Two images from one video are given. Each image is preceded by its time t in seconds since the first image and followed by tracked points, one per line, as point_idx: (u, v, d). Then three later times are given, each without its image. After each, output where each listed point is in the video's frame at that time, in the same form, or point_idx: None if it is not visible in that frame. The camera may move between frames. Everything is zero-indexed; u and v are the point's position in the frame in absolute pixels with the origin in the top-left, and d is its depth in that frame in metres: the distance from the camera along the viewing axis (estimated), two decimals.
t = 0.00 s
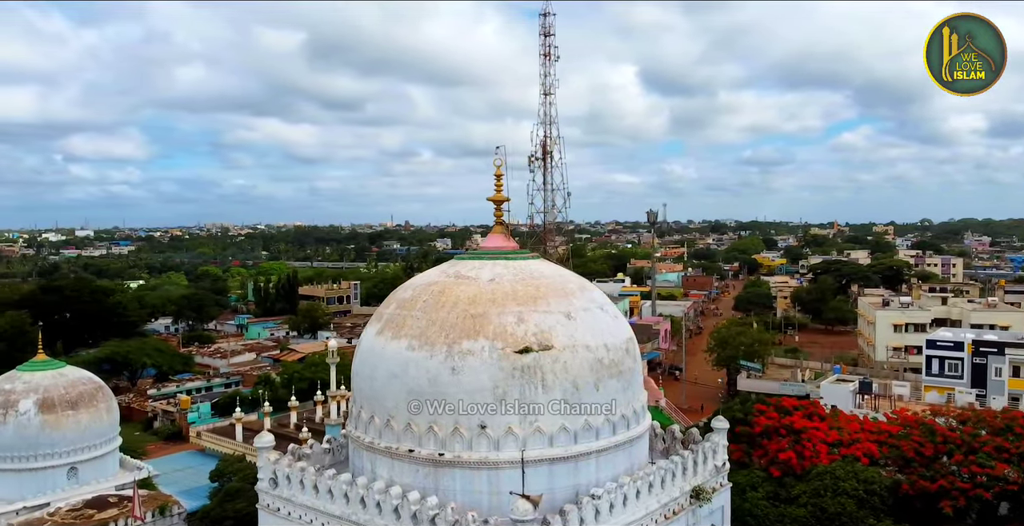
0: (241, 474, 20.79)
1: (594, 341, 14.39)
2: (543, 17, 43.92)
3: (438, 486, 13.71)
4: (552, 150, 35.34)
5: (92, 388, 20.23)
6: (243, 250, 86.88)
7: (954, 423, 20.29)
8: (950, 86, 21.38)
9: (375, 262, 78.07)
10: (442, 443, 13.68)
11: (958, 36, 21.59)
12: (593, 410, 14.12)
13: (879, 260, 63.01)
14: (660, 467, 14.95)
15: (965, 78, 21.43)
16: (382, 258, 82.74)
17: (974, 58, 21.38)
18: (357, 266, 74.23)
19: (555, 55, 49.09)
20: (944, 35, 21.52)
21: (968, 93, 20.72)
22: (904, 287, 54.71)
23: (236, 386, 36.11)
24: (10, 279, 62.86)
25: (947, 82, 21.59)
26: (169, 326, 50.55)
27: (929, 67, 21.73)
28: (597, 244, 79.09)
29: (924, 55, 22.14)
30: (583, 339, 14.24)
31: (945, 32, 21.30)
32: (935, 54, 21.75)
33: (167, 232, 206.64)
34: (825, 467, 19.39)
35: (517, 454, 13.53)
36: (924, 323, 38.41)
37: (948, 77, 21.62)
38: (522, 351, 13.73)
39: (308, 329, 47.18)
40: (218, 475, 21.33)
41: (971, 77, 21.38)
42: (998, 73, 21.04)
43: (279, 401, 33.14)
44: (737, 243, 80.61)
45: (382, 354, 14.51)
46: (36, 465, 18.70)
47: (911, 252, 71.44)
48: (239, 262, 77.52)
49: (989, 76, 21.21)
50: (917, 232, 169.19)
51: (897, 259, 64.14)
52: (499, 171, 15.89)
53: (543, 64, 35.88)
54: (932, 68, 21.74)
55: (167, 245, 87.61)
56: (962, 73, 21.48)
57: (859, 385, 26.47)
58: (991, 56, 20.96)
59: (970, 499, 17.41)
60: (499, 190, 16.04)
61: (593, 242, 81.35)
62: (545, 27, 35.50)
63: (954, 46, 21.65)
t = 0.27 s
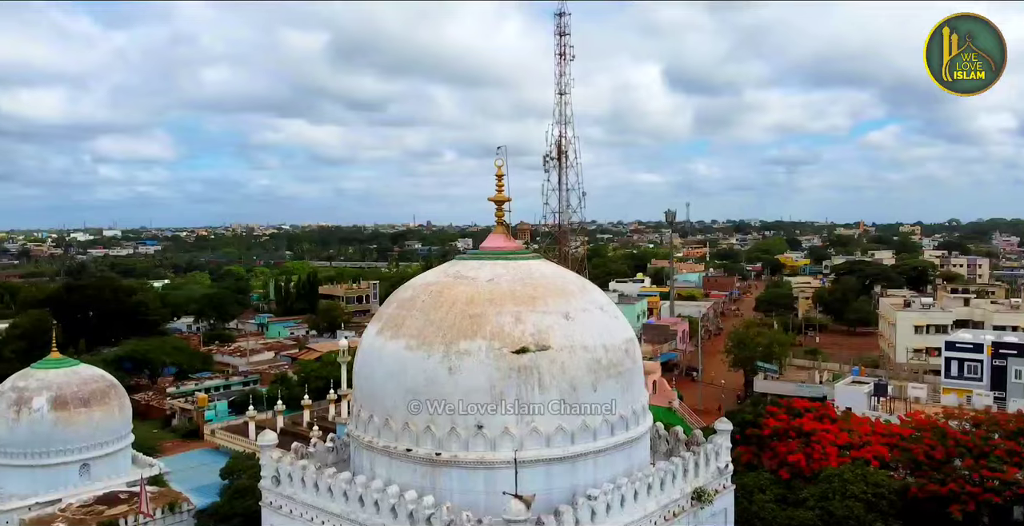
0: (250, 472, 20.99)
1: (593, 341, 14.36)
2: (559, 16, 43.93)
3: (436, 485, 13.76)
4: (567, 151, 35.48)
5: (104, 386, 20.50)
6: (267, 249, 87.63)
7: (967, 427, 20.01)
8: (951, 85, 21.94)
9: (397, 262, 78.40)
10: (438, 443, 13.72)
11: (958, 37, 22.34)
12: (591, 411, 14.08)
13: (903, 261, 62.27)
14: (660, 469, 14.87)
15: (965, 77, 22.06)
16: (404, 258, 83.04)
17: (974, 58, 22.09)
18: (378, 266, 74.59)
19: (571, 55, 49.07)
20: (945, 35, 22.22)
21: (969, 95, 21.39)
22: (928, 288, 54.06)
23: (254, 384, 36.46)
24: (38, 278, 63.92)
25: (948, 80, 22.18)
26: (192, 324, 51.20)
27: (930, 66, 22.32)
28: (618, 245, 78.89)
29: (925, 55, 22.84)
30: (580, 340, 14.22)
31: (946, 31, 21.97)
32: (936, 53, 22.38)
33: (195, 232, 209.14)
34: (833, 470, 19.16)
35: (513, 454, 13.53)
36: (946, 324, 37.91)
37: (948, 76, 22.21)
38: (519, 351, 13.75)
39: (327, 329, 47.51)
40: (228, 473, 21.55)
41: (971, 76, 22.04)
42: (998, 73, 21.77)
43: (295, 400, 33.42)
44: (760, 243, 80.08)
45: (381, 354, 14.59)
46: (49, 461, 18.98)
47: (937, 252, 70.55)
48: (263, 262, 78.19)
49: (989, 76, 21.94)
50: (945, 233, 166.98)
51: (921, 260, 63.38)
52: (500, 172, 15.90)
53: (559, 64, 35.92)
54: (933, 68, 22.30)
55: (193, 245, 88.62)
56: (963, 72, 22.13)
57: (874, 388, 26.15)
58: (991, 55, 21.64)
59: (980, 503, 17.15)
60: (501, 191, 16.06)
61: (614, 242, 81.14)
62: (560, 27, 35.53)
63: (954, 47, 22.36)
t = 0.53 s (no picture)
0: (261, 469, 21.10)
1: (591, 342, 14.32)
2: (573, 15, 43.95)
3: (433, 485, 13.80)
4: (582, 150, 35.62)
5: (118, 384, 20.76)
6: (292, 249, 88.32)
7: (980, 431, 19.73)
8: (951, 87, 21.51)
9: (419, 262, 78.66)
10: (436, 442, 13.77)
11: (958, 35, 21.64)
12: (589, 412, 14.04)
13: (929, 261, 61.44)
14: (660, 470, 14.79)
15: (965, 78, 21.58)
16: (427, 258, 83.29)
17: (974, 58, 21.56)
18: (400, 266, 74.91)
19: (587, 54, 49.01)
20: (945, 35, 21.48)
21: (972, 94, 20.94)
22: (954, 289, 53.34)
23: (273, 383, 36.79)
24: (66, 277, 64.93)
25: (947, 81, 21.68)
26: (213, 323, 51.81)
27: (930, 67, 21.74)
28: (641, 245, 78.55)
29: (924, 53, 22.14)
30: (579, 340, 14.18)
31: (946, 32, 21.28)
32: (935, 54, 21.76)
33: (223, 232, 211.46)
34: (842, 473, 18.94)
35: (510, 454, 13.53)
36: (969, 326, 37.40)
37: (948, 77, 21.72)
38: (516, 351, 13.74)
39: (347, 328, 47.80)
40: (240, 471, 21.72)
41: (971, 77, 21.54)
42: (998, 73, 21.32)
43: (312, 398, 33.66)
44: (785, 243, 79.46)
45: (381, 353, 14.66)
46: (61, 458, 19.30)
47: (964, 252, 69.53)
48: (288, 262, 78.79)
49: (989, 76, 21.46)
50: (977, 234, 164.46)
51: (948, 260, 62.52)
52: (501, 172, 15.93)
53: (575, 63, 35.94)
54: (932, 69, 21.75)
55: (219, 245, 89.56)
56: (963, 73, 21.62)
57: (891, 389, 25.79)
58: (992, 56, 21.17)
59: (990, 508, 16.88)
60: (502, 191, 16.10)
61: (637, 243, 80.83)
62: (576, 26, 35.50)
63: (954, 46, 21.70)
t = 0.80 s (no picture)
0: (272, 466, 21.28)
1: (589, 342, 14.28)
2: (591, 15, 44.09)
3: (430, 484, 13.85)
4: (600, 149, 35.80)
5: (132, 382, 21.08)
6: (318, 249, 89.01)
7: (995, 436, 19.41)
8: (951, 87, 21.32)
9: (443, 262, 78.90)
10: (433, 442, 13.82)
11: (958, 35, 21.44)
12: (586, 412, 14.00)
13: (958, 262, 60.55)
14: (660, 472, 14.71)
15: (965, 78, 21.41)
16: (451, 258, 83.51)
17: (974, 58, 21.36)
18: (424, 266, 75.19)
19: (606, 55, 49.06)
20: (945, 35, 21.33)
21: (970, 94, 20.75)
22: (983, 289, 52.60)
23: (293, 381, 37.11)
24: (96, 277, 66.02)
25: (947, 82, 21.51)
26: (237, 323, 52.39)
27: (930, 67, 21.57)
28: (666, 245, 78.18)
29: (923, 53, 21.96)
30: (576, 341, 14.15)
31: (946, 32, 21.09)
32: (935, 54, 21.59)
33: (252, 233, 213.69)
34: (852, 477, 18.66)
35: (506, 455, 13.53)
36: (994, 327, 36.91)
37: (948, 77, 21.53)
38: (513, 351, 13.74)
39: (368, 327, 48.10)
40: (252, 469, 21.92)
41: (971, 77, 21.37)
42: (998, 73, 21.11)
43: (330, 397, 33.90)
44: (813, 243, 78.82)
45: (380, 353, 14.74)
46: (76, 454, 19.63)
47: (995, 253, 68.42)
48: (313, 262, 79.41)
49: (989, 76, 21.27)
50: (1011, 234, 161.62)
51: (977, 261, 61.59)
52: (502, 172, 15.95)
53: (593, 63, 36.03)
54: (932, 69, 21.57)
55: (246, 245, 90.52)
56: (963, 72, 21.45)
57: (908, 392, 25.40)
58: (992, 57, 20.97)
59: (1001, 514, 16.59)
60: (504, 192, 16.12)
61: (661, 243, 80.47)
62: (594, 26, 35.58)
63: (954, 46, 21.52)
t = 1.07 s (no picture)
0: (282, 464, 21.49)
1: (587, 343, 14.24)
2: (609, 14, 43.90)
3: (428, 484, 13.89)
4: (617, 150, 35.90)
5: (145, 379, 21.32)
6: (343, 249, 89.65)
7: (1008, 440, 19.13)
8: (950, 86, 21.24)
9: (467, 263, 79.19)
10: (430, 441, 13.86)
11: (958, 35, 21.42)
12: (583, 413, 13.98)
13: (987, 263, 59.54)
14: (659, 473, 14.64)
15: (965, 77, 21.30)
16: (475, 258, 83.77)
17: (974, 58, 21.27)
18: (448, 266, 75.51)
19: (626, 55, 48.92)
20: (944, 35, 21.34)
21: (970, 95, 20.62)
22: (1012, 291, 51.67)
23: (312, 380, 37.45)
24: (124, 276, 66.98)
25: (947, 81, 21.41)
26: (260, 321, 52.96)
27: (929, 67, 21.51)
28: (691, 245, 77.78)
29: (924, 54, 21.93)
30: (574, 341, 14.14)
31: (945, 32, 21.09)
32: (935, 53, 21.54)
33: (282, 233, 215.86)
34: (862, 481, 18.39)
35: (503, 454, 13.53)
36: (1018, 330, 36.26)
37: (948, 77, 21.43)
38: (511, 351, 13.75)
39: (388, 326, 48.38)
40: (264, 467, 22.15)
41: (971, 77, 21.25)
42: (998, 72, 20.98)
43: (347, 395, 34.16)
44: (840, 243, 77.94)
45: (380, 353, 14.83)
46: (90, 451, 19.94)
47: None
48: (338, 261, 79.92)
49: (989, 76, 21.15)
50: None
51: (1008, 262, 60.53)
52: (505, 173, 15.95)
53: (611, 63, 36.01)
54: (932, 68, 21.49)
55: (273, 244, 91.40)
56: (962, 72, 21.36)
57: (924, 395, 25.07)
58: (991, 56, 20.89)
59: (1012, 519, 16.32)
60: (506, 193, 16.13)
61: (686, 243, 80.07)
62: (611, 25, 35.55)
63: (954, 46, 21.47)
